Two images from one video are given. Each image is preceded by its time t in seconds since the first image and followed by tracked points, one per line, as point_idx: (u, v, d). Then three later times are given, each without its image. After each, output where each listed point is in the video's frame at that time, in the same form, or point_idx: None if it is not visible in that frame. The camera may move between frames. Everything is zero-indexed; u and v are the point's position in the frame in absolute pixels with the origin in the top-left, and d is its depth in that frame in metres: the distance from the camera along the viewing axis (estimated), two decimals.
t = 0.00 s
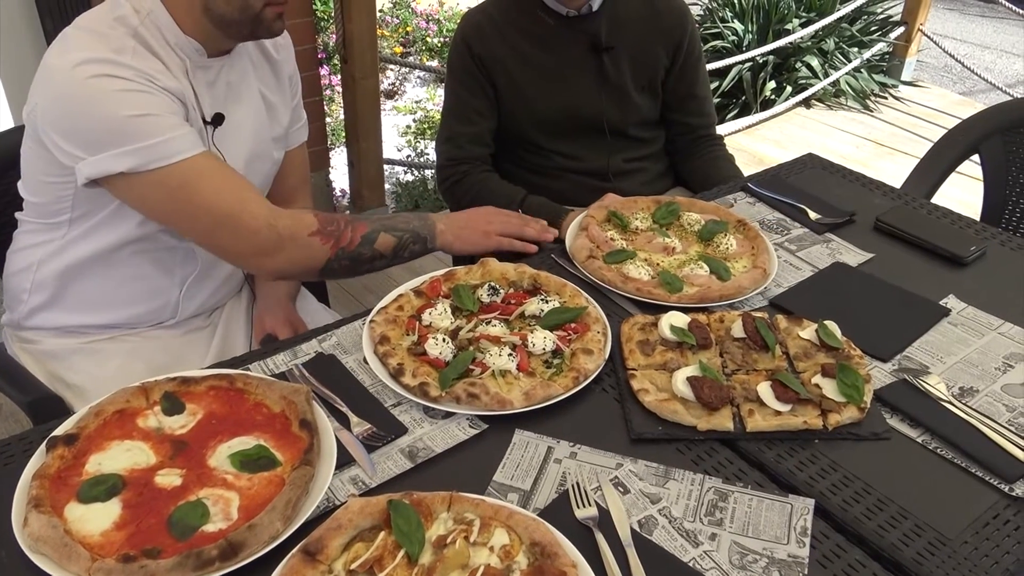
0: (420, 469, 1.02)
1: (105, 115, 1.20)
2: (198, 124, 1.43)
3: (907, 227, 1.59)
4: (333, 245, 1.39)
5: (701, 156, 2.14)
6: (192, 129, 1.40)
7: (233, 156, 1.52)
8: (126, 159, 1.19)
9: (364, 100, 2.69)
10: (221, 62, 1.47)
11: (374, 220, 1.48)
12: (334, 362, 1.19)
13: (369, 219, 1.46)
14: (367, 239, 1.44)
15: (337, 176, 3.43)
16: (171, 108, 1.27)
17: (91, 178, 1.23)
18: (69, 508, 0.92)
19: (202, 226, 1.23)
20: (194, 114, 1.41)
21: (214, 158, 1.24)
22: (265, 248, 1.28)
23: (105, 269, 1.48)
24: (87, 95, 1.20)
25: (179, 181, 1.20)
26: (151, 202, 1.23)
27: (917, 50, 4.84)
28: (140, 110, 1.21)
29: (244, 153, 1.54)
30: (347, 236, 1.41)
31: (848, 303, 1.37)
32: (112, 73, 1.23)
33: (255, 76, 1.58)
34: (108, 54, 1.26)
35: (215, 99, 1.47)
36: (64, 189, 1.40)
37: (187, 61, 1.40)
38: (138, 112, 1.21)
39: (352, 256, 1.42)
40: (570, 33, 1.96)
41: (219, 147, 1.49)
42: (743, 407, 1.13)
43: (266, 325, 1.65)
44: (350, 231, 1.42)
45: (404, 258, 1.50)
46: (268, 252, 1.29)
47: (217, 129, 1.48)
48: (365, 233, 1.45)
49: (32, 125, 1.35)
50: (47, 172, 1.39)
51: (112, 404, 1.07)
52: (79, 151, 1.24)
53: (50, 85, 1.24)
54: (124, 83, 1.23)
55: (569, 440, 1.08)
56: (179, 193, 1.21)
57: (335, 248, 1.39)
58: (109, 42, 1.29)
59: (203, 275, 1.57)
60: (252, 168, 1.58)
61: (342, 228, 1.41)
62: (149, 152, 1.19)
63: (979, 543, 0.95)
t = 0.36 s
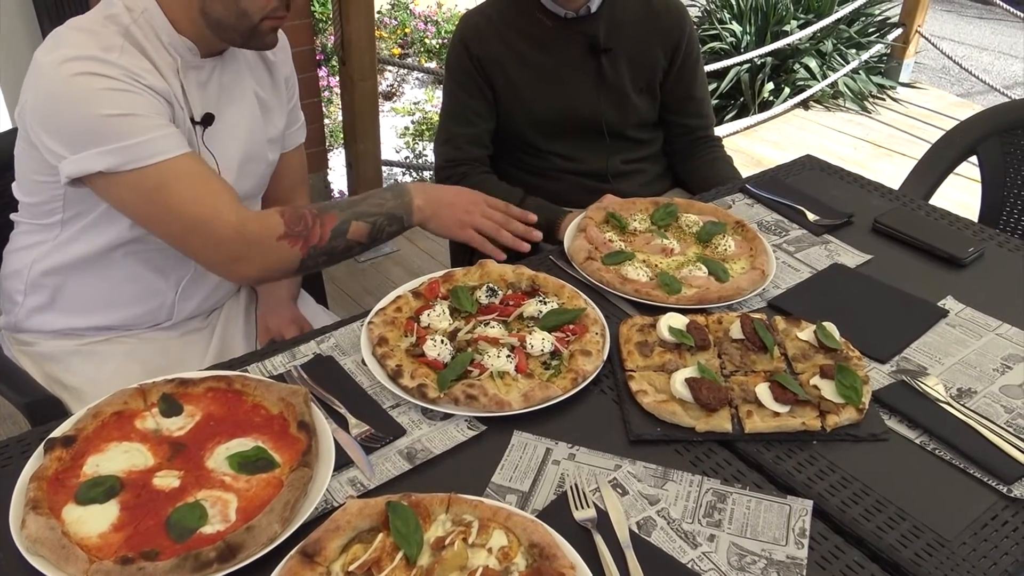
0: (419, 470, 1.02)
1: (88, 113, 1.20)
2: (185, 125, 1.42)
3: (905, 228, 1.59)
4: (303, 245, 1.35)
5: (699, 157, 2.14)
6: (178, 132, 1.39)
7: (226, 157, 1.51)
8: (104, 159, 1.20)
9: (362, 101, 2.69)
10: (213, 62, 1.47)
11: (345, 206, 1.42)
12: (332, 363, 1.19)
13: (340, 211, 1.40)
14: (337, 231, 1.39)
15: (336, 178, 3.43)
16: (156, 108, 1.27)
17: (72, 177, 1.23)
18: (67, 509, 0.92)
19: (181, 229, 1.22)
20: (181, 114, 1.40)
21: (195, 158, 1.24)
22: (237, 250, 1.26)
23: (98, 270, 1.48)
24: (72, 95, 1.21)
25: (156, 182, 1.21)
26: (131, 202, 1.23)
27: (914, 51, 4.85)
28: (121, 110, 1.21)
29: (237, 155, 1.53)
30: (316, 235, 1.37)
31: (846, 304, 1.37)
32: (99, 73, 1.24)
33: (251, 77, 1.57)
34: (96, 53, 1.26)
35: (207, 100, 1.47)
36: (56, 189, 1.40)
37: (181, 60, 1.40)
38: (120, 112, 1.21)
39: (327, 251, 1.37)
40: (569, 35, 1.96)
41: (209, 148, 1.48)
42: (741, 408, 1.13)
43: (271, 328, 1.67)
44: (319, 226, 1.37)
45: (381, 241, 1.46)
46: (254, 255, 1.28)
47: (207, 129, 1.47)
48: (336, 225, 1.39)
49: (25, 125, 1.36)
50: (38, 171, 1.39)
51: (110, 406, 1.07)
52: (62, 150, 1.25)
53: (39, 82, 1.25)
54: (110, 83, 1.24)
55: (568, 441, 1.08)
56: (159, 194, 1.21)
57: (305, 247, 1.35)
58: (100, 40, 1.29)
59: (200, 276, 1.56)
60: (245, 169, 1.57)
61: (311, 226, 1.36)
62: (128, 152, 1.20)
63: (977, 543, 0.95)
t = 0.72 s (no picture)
0: (418, 471, 1.02)
1: (82, 113, 1.21)
2: (180, 125, 1.42)
3: (904, 229, 1.59)
4: (294, 250, 1.36)
5: (699, 158, 2.14)
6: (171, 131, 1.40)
7: (223, 157, 1.51)
8: (97, 160, 1.20)
9: (361, 102, 2.69)
10: (211, 63, 1.47)
11: (339, 214, 1.44)
12: (332, 364, 1.19)
13: (333, 217, 1.42)
14: (332, 238, 1.40)
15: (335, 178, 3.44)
16: (150, 110, 1.28)
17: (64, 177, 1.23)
18: (66, 510, 0.92)
19: (172, 230, 1.23)
20: (176, 114, 1.41)
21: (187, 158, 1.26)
22: (227, 252, 1.27)
23: (96, 270, 1.48)
24: (66, 95, 1.21)
25: (148, 182, 1.21)
26: (122, 203, 1.24)
27: (914, 52, 4.85)
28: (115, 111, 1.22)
29: (235, 155, 1.53)
30: (308, 239, 1.38)
31: (845, 305, 1.37)
32: (93, 72, 1.24)
33: (248, 77, 1.57)
34: (90, 52, 1.27)
35: (203, 100, 1.47)
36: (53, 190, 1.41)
37: (178, 61, 1.40)
38: (113, 113, 1.22)
39: (318, 258, 1.39)
40: (568, 36, 1.96)
41: (206, 148, 1.48)
42: (740, 409, 1.13)
43: (276, 327, 1.69)
44: (312, 231, 1.39)
45: (376, 250, 1.46)
46: (243, 259, 1.30)
47: (203, 129, 1.47)
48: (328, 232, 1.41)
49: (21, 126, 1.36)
50: (36, 172, 1.39)
51: (109, 407, 1.07)
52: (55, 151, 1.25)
53: (32, 81, 1.24)
54: (105, 83, 1.24)
55: (567, 442, 1.08)
56: (151, 193, 1.22)
57: (297, 253, 1.36)
58: (95, 40, 1.30)
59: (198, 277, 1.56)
60: (242, 169, 1.56)
61: (304, 231, 1.37)
62: (121, 152, 1.20)
63: (976, 544, 0.95)
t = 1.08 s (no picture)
0: (418, 472, 1.02)
1: (69, 130, 1.23)
2: (179, 129, 1.42)
3: (904, 230, 1.59)
4: (215, 298, 1.34)
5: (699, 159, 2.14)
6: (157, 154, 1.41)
7: (223, 159, 1.51)
8: (76, 180, 1.23)
9: (361, 103, 2.69)
10: (215, 65, 1.47)
11: (262, 256, 1.39)
12: (332, 365, 1.19)
13: (258, 263, 1.37)
14: (251, 285, 1.37)
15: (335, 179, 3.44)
16: (136, 130, 1.32)
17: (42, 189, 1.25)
18: (65, 510, 0.92)
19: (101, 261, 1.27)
20: (176, 117, 1.41)
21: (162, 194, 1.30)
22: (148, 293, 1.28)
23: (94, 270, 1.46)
24: (57, 105, 1.24)
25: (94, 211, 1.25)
26: (83, 228, 1.26)
27: (914, 53, 4.85)
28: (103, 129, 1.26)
29: (236, 156, 1.53)
30: (228, 284, 1.35)
31: (845, 305, 1.37)
32: (88, 82, 1.27)
33: (251, 79, 1.58)
34: (85, 60, 1.29)
35: (206, 102, 1.47)
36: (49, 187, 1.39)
37: (181, 62, 1.40)
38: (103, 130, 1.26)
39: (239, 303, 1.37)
40: (570, 36, 1.96)
41: (207, 150, 1.48)
42: (740, 410, 1.13)
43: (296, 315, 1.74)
44: (233, 277, 1.35)
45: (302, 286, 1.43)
46: (169, 300, 1.30)
47: (203, 132, 1.46)
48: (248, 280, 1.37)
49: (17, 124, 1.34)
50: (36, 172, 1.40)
51: (109, 407, 1.07)
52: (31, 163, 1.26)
53: (28, 88, 1.26)
54: (99, 93, 1.27)
55: (567, 442, 1.08)
56: (114, 220, 1.25)
57: (217, 300, 1.34)
58: (92, 45, 1.32)
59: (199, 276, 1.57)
60: (243, 171, 1.57)
61: (225, 277, 1.35)
62: (104, 176, 1.24)
63: (976, 545, 0.95)
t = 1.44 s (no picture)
0: (418, 473, 1.02)
1: (38, 143, 1.27)
2: (170, 133, 1.42)
3: (905, 231, 1.59)
4: (132, 335, 1.41)
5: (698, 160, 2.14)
6: (135, 171, 1.41)
7: (217, 163, 1.51)
8: (34, 195, 1.27)
9: (362, 103, 2.69)
10: (213, 69, 1.47)
11: (189, 311, 1.44)
12: (332, 366, 1.19)
13: (182, 315, 1.43)
14: (170, 335, 1.43)
15: (335, 180, 3.43)
16: (110, 147, 1.33)
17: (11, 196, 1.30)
18: (66, 511, 0.92)
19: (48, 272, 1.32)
20: (166, 122, 1.41)
21: (118, 216, 1.37)
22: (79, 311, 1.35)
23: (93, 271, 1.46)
24: (33, 117, 1.27)
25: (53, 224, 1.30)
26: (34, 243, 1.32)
27: (914, 54, 4.86)
28: (76, 144, 1.29)
29: (231, 159, 1.54)
30: (151, 327, 1.41)
31: (845, 306, 1.37)
32: (67, 92, 1.29)
33: (250, 84, 1.58)
34: (68, 69, 1.31)
35: (203, 107, 1.47)
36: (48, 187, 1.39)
37: (179, 67, 1.41)
38: (75, 146, 1.28)
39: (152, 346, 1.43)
40: (574, 38, 1.96)
41: (199, 155, 1.48)
42: (740, 410, 1.13)
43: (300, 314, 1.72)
44: (156, 324, 1.41)
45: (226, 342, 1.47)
46: (89, 322, 1.37)
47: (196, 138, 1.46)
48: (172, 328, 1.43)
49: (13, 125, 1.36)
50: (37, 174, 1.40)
51: (109, 408, 1.06)
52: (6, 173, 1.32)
53: (13, 93, 1.30)
54: (76, 104, 1.29)
55: (567, 443, 1.08)
56: (60, 237, 1.31)
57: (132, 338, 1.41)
58: (79, 52, 1.35)
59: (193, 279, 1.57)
60: (239, 175, 1.57)
61: (147, 322, 1.40)
62: (63, 194, 1.28)
63: (976, 545, 0.95)
